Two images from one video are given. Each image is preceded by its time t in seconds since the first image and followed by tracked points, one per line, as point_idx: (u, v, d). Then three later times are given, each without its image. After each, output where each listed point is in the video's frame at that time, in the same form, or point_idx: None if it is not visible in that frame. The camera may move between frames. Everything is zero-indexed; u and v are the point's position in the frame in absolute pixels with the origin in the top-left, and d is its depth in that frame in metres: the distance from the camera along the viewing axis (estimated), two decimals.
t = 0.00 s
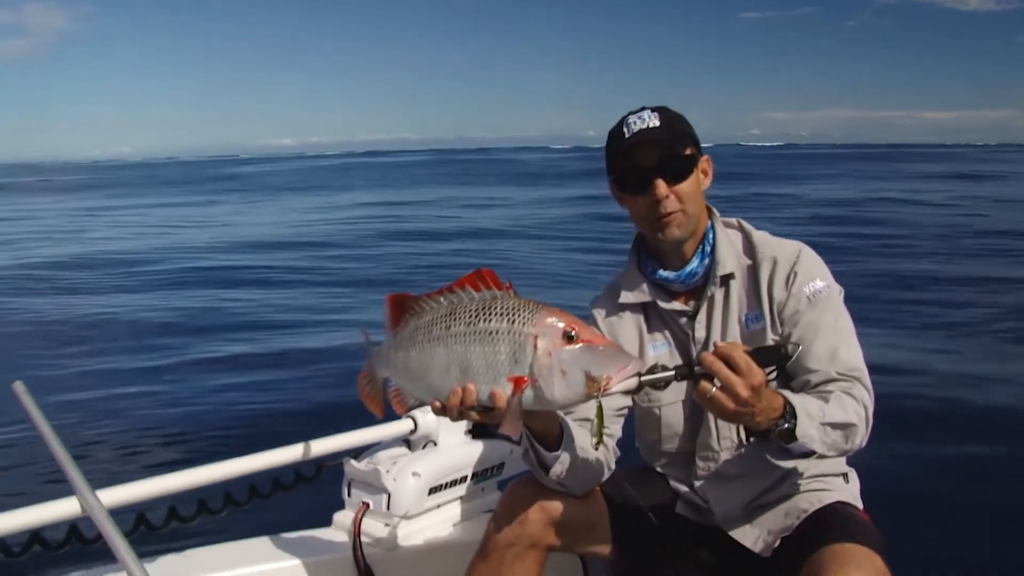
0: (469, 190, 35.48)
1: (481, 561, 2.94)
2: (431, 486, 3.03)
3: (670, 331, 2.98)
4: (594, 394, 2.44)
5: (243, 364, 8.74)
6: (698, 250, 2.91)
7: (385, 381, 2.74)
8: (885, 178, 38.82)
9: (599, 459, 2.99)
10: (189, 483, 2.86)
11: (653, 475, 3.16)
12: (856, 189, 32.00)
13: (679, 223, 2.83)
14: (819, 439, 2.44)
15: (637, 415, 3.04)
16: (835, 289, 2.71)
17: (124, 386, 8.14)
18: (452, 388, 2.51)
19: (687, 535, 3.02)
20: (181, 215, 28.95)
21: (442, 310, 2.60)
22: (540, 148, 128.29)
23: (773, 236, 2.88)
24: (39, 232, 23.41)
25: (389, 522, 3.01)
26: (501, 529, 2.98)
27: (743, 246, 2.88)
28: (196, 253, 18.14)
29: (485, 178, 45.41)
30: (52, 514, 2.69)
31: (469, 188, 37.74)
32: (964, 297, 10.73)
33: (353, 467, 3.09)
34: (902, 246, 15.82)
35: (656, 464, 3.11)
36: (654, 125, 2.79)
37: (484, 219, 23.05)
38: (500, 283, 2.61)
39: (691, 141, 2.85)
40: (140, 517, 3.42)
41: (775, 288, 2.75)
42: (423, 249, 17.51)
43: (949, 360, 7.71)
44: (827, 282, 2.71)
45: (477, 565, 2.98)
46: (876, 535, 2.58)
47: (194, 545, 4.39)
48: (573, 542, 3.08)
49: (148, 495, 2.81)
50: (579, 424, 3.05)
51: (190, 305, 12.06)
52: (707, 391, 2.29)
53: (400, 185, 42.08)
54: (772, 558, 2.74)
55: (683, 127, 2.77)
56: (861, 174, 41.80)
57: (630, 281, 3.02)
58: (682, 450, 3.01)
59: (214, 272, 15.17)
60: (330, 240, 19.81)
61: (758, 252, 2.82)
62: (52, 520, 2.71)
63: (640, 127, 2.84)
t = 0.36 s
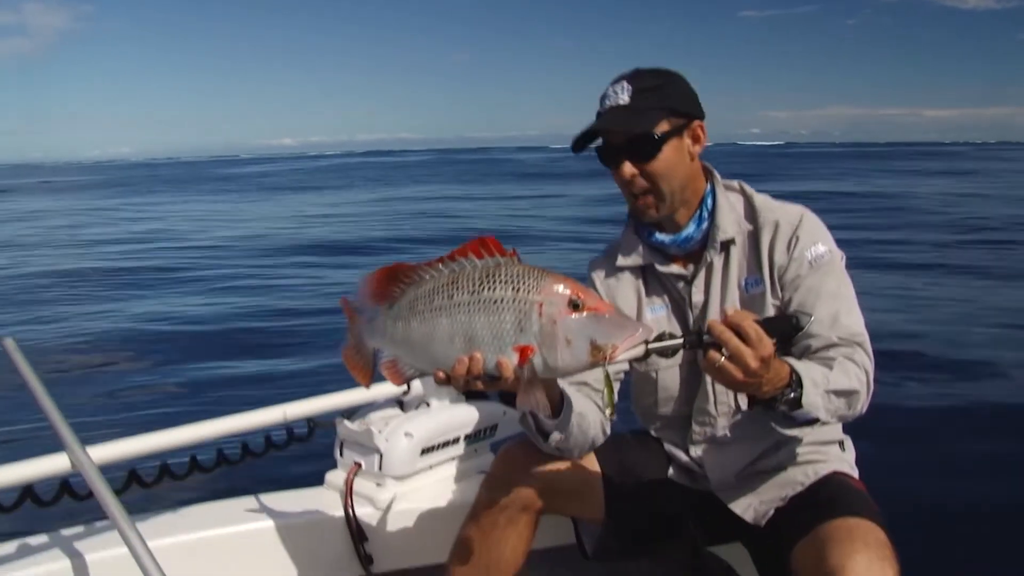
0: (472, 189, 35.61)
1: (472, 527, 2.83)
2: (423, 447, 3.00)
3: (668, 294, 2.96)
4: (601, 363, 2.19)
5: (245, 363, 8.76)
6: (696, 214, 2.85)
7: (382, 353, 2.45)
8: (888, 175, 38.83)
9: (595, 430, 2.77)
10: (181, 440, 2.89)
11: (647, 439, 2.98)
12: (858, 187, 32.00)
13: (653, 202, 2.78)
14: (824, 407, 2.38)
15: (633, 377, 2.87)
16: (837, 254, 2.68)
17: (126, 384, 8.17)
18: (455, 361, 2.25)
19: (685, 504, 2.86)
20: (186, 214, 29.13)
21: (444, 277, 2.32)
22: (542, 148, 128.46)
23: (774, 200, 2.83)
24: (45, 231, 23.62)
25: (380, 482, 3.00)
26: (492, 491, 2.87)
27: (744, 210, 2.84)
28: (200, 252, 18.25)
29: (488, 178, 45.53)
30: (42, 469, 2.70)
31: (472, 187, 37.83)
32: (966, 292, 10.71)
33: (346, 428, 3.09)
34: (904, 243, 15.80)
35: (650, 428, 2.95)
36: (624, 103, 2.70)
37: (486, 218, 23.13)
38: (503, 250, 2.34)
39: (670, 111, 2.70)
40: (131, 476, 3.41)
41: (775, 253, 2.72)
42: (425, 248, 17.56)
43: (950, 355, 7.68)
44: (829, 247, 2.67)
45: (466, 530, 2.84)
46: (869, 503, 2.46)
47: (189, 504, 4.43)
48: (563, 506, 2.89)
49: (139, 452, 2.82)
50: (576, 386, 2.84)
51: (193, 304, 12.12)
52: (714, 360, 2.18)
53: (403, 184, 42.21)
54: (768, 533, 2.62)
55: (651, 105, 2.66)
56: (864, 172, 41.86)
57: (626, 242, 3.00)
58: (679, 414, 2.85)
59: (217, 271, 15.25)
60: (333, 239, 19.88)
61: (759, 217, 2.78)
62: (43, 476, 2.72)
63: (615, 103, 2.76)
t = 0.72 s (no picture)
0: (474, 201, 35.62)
1: (460, 502, 2.77)
2: (414, 420, 2.97)
3: (659, 260, 2.95)
4: (592, 328, 2.13)
5: (242, 368, 8.73)
6: (683, 177, 2.85)
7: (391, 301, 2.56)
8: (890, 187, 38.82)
9: (590, 402, 2.75)
10: (169, 412, 2.83)
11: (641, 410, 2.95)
12: (860, 198, 31.99)
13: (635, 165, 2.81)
14: (832, 366, 2.34)
15: (627, 347, 2.86)
16: (828, 211, 2.66)
17: (121, 389, 8.13)
18: (446, 313, 2.29)
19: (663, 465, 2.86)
20: (186, 224, 29.15)
21: (441, 230, 2.34)
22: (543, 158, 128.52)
23: (762, 162, 2.83)
24: (46, 240, 23.65)
25: (370, 455, 2.98)
26: (485, 464, 2.80)
27: (731, 173, 2.84)
28: (200, 261, 18.24)
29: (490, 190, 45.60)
30: (26, 440, 2.64)
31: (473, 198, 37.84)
32: (967, 298, 10.67)
33: (336, 400, 3.08)
34: (905, 252, 15.77)
35: (646, 399, 2.93)
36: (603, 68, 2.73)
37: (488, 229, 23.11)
38: (499, 206, 2.32)
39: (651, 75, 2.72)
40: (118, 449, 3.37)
41: (765, 210, 2.70)
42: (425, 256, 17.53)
43: (951, 356, 7.64)
44: (819, 204, 2.65)
45: (458, 504, 2.78)
46: (867, 477, 2.40)
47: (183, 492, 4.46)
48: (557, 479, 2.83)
49: (126, 423, 2.76)
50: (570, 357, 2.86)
51: (191, 311, 12.10)
52: (716, 333, 2.16)
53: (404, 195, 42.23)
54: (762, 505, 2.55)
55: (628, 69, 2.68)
56: (865, 185, 41.85)
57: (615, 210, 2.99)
58: (674, 384, 2.84)
59: (216, 279, 15.23)
60: (333, 249, 19.85)
61: (748, 177, 2.78)
62: (26, 447, 2.65)
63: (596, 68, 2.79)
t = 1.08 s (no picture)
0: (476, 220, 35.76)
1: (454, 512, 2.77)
2: (407, 431, 2.99)
3: (642, 267, 2.97)
4: (574, 331, 2.14)
5: (240, 383, 8.74)
6: (663, 184, 2.87)
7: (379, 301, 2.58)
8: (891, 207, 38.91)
9: (579, 411, 2.77)
10: (162, 424, 2.85)
11: (634, 422, 2.98)
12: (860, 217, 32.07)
13: (617, 173, 2.80)
14: (820, 360, 2.29)
15: (615, 357, 2.87)
16: (809, 210, 2.68)
17: (118, 403, 8.15)
18: (431, 306, 2.31)
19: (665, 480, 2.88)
20: (188, 241, 29.26)
21: (434, 224, 2.40)
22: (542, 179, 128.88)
23: (742, 166, 2.87)
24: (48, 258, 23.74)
25: (363, 466, 2.99)
26: (477, 473, 2.81)
27: (712, 177, 2.87)
28: (201, 278, 18.30)
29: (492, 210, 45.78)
30: (18, 453, 2.64)
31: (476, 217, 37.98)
32: (964, 314, 10.68)
33: (329, 411, 3.10)
34: (904, 270, 15.79)
35: (637, 409, 2.96)
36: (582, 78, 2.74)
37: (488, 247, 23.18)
38: (491, 202, 2.34)
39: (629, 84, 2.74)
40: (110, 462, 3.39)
41: (747, 211, 2.74)
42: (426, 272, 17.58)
43: (948, 369, 7.63)
44: (800, 203, 2.68)
45: (450, 514, 2.78)
46: (858, 488, 2.41)
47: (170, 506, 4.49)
48: (549, 489, 2.86)
49: (119, 435, 2.78)
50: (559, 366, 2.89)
51: (188, 327, 12.12)
52: (698, 329, 2.14)
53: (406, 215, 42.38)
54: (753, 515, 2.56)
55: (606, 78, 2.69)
56: (865, 207, 41.99)
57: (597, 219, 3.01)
58: (663, 392, 2.84)
59: (216, 296, 15.27)
60: (334, 266, 19.90)
61: (728, 180, 2.82)
62: (18, 460, 2.65)
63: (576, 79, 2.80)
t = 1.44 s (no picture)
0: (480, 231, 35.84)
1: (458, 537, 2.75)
2: (412, 458, 3.02)
3: (647, 295, 2.99)
4: (573, 352, 2.18)
5: (243, 392, 8.75)
6: (670, 215, 2.91)
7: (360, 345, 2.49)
8: (895, 219, 38.95)
9: (581, 432, 2.76)
10: (167, 454, 2.86)
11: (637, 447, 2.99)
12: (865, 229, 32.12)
13: (636, 203, 2.83)
14: (810, 386, 2.35)
15: (618, 383, 2.87)
16: (812, 242, 2.69)
17: (122, 410, 8.16)
18: (428, 343, 2.29)
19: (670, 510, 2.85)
20: (192, 253, 29.34)
21: (419, 261, 2.37)
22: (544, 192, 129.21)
23: (745, 197, 2.89)
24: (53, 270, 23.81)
25: (369, 493, 3.02)
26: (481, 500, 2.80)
27: (717, 207, 2.89)
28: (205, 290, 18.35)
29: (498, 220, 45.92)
30: (25, 482, 2.67)
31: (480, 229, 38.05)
32: (967, 325, 10.68)
33: (335, 438, 3.13)
34: (908, 282, 15.79)
35: (639, 435, 2.95)
36: (605, 108, 2.77)
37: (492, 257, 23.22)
38: (478, 236, 2.38)
39: (650, 116, 2.79)
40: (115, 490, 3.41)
41: (750, 242, 2.74)
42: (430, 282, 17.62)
43: (950, 378, 7.62)
44: (803, 235, 2.69)
45: (455, 540, 2.77)
46: (860, 510, 2.41)
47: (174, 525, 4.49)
48: (555, 515, 2.85)
49: (125, 463, 2.79)
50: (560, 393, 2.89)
51: (191, 339, 12.15)
52: (687, 341, 2.17)
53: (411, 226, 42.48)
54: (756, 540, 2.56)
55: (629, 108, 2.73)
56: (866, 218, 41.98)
57: (604, 249, 3.05)
58: (666, 418, 2.85)
59: (220, 308, 15.29)
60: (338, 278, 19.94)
61: (732, 211, 2.83)
62: (26, 489, 2.67)
63: (595, 109, 2.81)
